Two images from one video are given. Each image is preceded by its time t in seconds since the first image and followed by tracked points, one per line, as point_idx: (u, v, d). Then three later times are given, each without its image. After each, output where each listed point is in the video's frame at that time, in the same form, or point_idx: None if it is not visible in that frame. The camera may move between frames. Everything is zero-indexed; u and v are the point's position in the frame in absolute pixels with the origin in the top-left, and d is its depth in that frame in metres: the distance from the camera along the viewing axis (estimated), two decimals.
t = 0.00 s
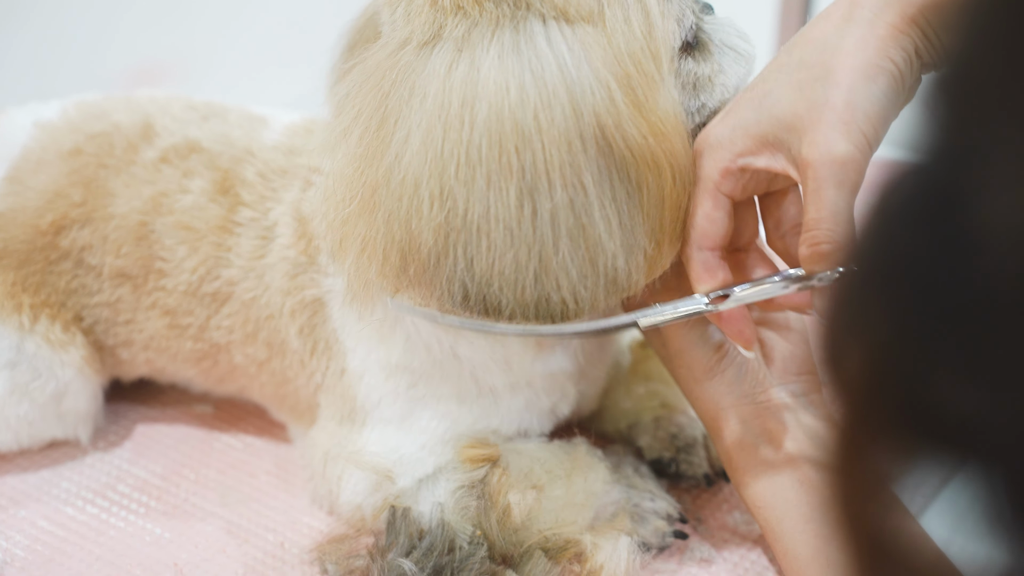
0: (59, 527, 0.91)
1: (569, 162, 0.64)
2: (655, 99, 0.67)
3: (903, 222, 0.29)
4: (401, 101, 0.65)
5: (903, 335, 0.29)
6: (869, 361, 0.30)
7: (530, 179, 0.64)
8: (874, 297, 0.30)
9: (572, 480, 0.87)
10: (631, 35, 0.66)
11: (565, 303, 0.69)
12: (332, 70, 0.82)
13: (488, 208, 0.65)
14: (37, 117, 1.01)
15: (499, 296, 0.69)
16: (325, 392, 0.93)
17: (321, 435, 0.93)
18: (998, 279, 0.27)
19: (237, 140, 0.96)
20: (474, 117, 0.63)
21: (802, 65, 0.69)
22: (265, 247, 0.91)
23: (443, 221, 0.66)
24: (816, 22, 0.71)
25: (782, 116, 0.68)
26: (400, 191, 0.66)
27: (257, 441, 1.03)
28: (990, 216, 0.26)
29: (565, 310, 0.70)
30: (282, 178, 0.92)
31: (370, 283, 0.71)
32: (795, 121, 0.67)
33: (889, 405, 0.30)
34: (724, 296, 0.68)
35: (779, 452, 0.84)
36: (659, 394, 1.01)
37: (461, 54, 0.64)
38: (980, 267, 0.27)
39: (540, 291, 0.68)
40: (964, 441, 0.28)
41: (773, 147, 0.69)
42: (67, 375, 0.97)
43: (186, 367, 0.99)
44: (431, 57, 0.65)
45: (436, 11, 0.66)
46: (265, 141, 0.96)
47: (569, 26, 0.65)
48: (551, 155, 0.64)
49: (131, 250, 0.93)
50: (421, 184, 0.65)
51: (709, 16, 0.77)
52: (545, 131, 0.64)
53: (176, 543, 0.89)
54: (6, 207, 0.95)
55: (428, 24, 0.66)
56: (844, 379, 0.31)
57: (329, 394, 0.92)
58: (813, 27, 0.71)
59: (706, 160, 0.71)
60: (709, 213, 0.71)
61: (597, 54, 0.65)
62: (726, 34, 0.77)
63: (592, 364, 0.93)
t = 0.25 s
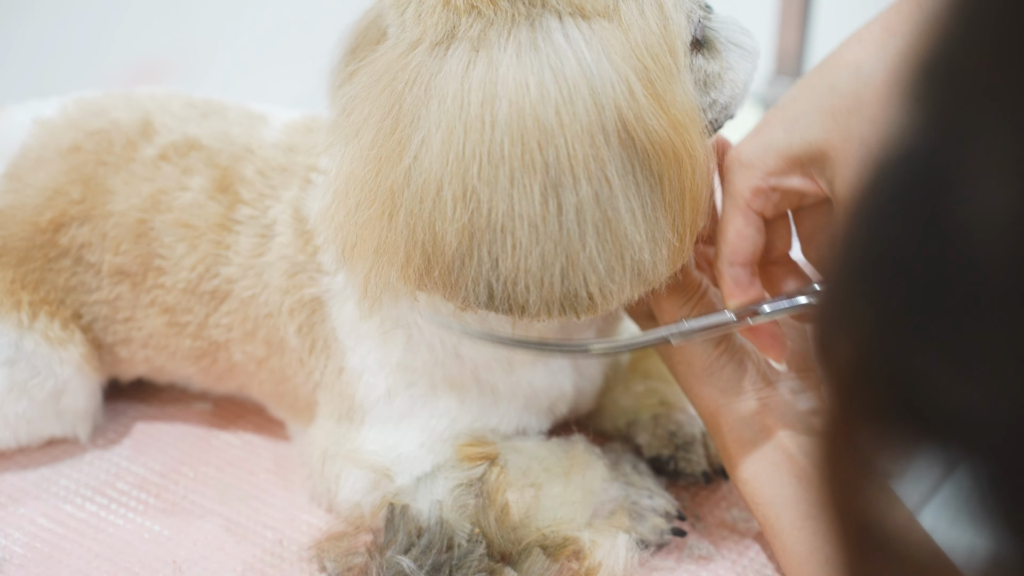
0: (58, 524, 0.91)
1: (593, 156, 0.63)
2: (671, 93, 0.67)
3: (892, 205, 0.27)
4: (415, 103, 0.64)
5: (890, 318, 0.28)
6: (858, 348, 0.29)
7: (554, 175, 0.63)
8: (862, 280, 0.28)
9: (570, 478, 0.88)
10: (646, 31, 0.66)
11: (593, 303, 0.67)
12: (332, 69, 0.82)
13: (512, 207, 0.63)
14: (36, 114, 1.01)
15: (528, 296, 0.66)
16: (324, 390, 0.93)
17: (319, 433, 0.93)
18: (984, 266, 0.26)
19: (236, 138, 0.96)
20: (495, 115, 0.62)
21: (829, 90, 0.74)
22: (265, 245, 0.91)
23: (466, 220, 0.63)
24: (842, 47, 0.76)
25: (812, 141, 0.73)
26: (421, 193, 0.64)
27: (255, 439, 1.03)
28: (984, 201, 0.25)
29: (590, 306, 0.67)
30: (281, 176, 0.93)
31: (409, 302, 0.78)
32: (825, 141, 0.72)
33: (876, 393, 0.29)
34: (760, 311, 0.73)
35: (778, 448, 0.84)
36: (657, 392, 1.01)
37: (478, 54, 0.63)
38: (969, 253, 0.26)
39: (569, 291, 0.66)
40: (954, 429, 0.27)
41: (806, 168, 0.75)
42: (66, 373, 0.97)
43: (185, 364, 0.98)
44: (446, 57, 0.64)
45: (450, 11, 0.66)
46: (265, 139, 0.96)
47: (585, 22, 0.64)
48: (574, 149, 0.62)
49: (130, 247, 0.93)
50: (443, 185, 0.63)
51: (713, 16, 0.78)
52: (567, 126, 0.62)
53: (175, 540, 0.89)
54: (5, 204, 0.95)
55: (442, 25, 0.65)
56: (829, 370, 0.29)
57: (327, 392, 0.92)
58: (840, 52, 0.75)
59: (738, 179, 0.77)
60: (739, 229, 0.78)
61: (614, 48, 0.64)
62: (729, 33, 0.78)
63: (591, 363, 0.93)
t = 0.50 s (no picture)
0: (56, 529, 0.91)
1: (604, 161, 0.63)
2: (680, 97, 0.66)
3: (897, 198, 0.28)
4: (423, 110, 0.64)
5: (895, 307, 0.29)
6: (867, 333, 0.30)
7: (565, 181, 0.62)
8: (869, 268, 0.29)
9: (568, 482, 0.87)
10: (655, 36, 0.65)
11: (605, 308, 0.66)
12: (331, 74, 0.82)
13: (524, 213, 0.63)
14: (34, 118, 1.01)
15: (539, 301, 0.66)
16: (322, 395, 0.93)
17: (317, 438, 0.93)
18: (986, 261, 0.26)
19: (234, 143, 0.96)
20: (505, 122, 0.62)
21: (819, 115, 0.70)
22: (263, 249, 0.91)
23: (475, 227, 0.64)
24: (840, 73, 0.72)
25: (794, 164, 0.70)
26: (431, 201, 0.64)
27: (254, 443, 1.03)
28: (984, 196, 0.26)
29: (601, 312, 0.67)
30: (279, 181, 0.93)
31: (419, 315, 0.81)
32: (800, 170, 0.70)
33: (883, 377, 0.30)
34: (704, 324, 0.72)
35: (778, 451, 0.84)
36: (656, 395, 1.01)
37: (487, 61, 0.63)
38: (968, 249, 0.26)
39: (581, 296, 0.66)
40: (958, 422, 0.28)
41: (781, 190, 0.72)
42: (64, 377, 0.97)
43: (183, 369, 0.98)
44: (454, 64, 0.64)
45: (456, 17, 0.65)
46: (263, 144, 0.96)
47: (594, 28, 0.64)
48: (586, 155, 0.62)
49: (128, 252, 0.93)
50: (454, 193, 0.63)
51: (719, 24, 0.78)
52: (578, 132, 0.62)
53: (173, 545, 0.89)
54: (3, 208, 0.95)
55: (448, 32, 0.65)
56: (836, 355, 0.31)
57: (325, 397, 0.92)
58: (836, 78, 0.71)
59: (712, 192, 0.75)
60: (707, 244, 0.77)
61: (624, 54, 0.63)
62: (734, 41, 0.78)
63: (589, 367, 0.93)
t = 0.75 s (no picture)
0: (56, 527, 0.91)
1: (604, 163, 0.63)
2: (681, 99, 0.66)
3: (896, 188, 0.29)
4: (424, 111, 0.64)
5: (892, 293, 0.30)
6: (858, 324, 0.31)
7: (565, 183, 0.63)
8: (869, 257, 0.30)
9: (568, 481, 0.88)
10: (657, 38, 0.65)
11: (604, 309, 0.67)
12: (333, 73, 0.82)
13: (522, 214, 0.63)
14: (34, 118, 1.02)
15: (537, 302, 0.66)
16: (322, 394, 0.93)
17: (317, 436, 0.93)
18: (986, 245, 0.27)
19: (234, 142, 0.96)
20: (506, 124, 0.62)
21: (836, 134, 0.73)
22: (263, 248, 0.91)
23: (475, 228, 0.64)
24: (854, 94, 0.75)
25: (807, 181, 0.73)
26: (433, 202, 0.65)
27: (253, 441, 1.03)
28: (979, 185, 0.26)
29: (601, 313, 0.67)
30: (280, 180, 0.93)
31: (421, 314, 0.81)
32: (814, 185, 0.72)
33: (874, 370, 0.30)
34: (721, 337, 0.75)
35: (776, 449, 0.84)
36: (656, 393, 1.01)
37: (488, 62, 0.63)
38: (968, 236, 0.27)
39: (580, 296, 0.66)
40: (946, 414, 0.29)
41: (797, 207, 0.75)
42: (63, 376, 0.97)
43: (184, 367, 0.98)
44: (455, 65, 0.64)
45: (457, 17, 0.65)
46: (263, 143, 0.97)
47: (595, 29, 0.64)
48: (586, 157, 0.62)
49: (128, 251, 0.93)
50: (454, 194, 0.64)
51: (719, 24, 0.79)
52: (579, 134, 0.62)
53: (173, 543, 0.89)
54: (2, 208, 0.95)
55: (449, 32, 0.65)
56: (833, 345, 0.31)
57: (325, 395, 0.93)
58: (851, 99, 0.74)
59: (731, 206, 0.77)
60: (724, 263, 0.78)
61: (625, 55, 0.63)
62: (733, 41, 0.78)
63: (589, 366, 0.93)
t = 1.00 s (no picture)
0: (53, 528, 0.91)
1: (603, 167, 0.63)
2: (680, 103, 0.67)
3: (894, 188, 0.29)
4: (423, 114, 0.64)
5: (892, 288, 0.30)
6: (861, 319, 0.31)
7: (564, 186, 0.63)
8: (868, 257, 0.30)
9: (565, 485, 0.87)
10: (656, 42, 0.65)
11: (603, 312, 0.67)
12: (332, 75, 0.82)
13: (522, 218, 0.63)
14: (33, 119, 1.02)
15: (537, 306, 0.66)
16: (320, 395, 0.93)
17: (315, 437, 0.94)
18: (990, 236, 0.27)
19: (233, 143, 0.96)
20: (505, 127, 0.62)
21: (825, 156, 0.73)
22: (261, 249, 0.91)
23: (474, 232, 0.64)
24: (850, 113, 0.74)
25: (795, 201, 0.72)
26: (430, 205, 0.65)
27: (251, 442, 1.04)
28: (982, 184, 0.26)
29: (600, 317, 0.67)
30: (279, 181, 0.93)
31: (418, 316, 0.81)
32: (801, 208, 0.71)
33: (877, 360, 0.31)
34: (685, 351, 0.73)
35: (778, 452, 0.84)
36: (654, 395, 1.01)
37: (487, 65, 0.63)
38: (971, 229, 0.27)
39: (579, 300, 0.66)
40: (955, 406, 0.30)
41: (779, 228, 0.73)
42: (60, 376, 0.97)
43: (182, 368, 0.98)
44: (454, 68, 0.64)
45: (456, 20, 0.65)
46: (262, 144, 0.97)
47: (595, 32, 0.64)
48: (585, 161, 0.62)
49: (127, 252, 0.93)
50: (452, 197, 0.64)
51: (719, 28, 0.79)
52: (578, 137, 0.62)
53: (170, 544, 0.89)
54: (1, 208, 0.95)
55: (448, 35, 0.65)
56: (838, 334, 0.32)
57: (323, 397, 0.93)
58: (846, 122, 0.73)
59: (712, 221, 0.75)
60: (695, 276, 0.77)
61: (624, 58, 0.63)
62: (733, 45, 0.78)
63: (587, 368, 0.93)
